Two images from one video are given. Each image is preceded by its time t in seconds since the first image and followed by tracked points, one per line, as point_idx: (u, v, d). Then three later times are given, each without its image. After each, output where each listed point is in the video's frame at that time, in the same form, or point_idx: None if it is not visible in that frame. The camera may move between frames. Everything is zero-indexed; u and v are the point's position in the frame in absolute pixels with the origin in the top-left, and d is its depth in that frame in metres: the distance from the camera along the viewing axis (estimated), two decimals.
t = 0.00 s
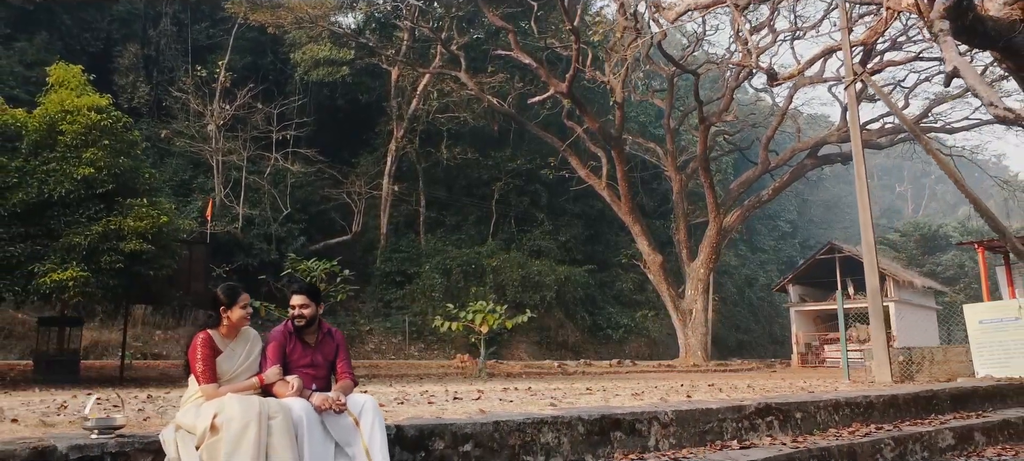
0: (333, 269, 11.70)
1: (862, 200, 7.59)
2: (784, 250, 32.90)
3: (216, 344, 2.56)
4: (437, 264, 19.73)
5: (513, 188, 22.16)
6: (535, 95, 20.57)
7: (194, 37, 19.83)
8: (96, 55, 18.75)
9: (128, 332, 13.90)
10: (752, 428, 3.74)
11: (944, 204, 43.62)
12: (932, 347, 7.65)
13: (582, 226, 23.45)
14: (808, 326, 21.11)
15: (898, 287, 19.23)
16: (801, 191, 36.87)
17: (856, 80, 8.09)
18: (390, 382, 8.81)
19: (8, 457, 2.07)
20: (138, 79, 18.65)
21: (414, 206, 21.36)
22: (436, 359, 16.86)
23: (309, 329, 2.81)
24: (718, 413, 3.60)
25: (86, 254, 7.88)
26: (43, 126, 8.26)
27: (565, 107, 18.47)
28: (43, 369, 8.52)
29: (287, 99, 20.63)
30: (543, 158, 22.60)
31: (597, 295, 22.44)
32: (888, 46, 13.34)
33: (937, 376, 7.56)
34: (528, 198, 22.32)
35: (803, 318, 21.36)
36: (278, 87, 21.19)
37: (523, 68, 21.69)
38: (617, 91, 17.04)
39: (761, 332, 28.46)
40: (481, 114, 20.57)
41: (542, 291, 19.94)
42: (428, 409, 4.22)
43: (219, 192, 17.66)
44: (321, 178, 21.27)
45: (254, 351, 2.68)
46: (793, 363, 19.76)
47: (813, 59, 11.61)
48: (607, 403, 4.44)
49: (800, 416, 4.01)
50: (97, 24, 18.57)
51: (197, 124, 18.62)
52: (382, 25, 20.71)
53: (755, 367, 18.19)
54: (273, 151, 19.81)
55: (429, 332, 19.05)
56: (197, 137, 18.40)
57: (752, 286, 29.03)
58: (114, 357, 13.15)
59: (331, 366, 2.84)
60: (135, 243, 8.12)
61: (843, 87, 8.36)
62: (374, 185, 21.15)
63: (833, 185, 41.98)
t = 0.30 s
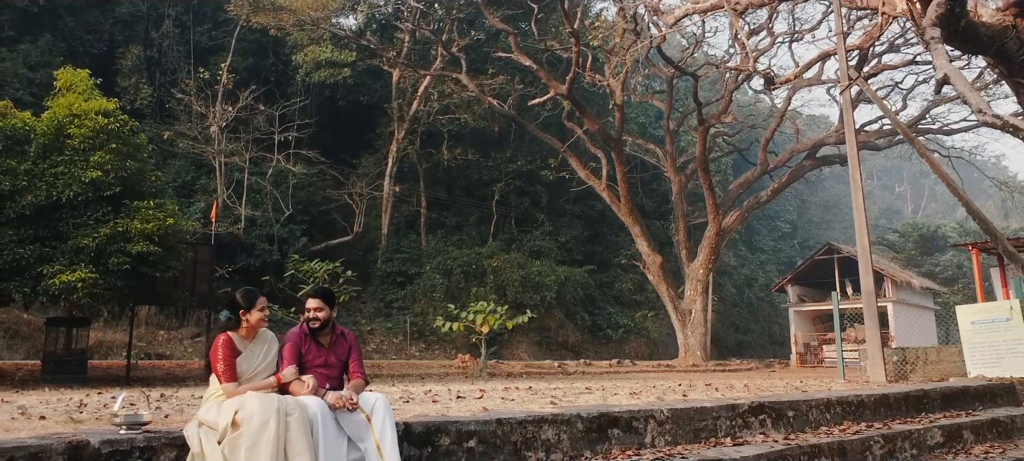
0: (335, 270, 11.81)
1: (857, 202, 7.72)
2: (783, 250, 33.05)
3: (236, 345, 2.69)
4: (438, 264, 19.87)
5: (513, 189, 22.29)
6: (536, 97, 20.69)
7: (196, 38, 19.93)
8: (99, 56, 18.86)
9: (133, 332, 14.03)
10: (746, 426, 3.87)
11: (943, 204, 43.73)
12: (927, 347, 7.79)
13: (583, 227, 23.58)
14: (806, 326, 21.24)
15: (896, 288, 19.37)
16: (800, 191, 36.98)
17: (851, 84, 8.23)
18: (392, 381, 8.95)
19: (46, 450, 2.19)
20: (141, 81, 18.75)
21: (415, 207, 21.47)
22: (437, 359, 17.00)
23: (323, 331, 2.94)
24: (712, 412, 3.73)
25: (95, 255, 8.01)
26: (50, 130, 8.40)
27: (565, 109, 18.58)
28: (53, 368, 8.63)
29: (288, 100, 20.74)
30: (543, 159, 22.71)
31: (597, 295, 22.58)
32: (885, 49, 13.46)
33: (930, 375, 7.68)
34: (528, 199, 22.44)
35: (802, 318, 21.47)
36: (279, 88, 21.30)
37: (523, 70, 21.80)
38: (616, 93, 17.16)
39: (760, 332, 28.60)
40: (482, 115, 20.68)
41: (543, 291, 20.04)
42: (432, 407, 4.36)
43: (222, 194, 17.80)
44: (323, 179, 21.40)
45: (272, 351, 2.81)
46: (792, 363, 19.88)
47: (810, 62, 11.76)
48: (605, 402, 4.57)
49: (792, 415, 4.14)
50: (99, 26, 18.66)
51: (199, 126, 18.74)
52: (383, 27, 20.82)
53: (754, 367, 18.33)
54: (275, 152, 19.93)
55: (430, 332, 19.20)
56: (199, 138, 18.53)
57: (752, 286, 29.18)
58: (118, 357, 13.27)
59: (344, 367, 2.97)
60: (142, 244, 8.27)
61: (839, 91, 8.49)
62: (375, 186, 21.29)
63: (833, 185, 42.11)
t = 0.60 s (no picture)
0: (338, 271, 11.94)
1: (852, 205, 7.84)
2: (783, 250, 33.18)
3: (254, 346, 2.82)
4: (439, 265, 20.01)
5: (514, 190, 22.41)
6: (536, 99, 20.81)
7: (198, 40, 20.03)
8: (102, 58, 18.97)
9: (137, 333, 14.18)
10: (739, 424, 4.01)
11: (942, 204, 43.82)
12: (920, 347, 7.89)
13: (582, 228, 23.72)
14: (805, 326, 21.37)
15: (894, 289, 19.50)
16: (800, 192, 37.11)
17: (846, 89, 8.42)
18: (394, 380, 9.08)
19: (78, 445, 2.31)
20: (143, 83, 18.85)
21: (416, 208, 21.59)
22: (438, 359, 17.14)
23: (336, 333, 3.08)
24: (707, 411, 3.87)
25: (102, 257, 8.16)
26: (59, 134, 8.53)
27: (565, 111, 18.73)
28: (61, 367, 8.83)
29: (290, 102, 20.86)
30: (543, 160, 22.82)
31: (597, 296, 22.73)
32: (883, 51, 13.57)
33: (923, 375, 7.82)
34: (528, 200, 22.57)
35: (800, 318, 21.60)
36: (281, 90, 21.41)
37: (524, 71, 21.90)
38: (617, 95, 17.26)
39: (759, 332, 28.74)
40: (483, 116, 20.81)
41: (543, 291, 20.14)
42: (437, 405, 4.50)
43: (225, 195, 17.95)
44: (324, 180, 21.53)
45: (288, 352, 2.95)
46: (791, 363, 20.01)
47: (807, 67, 11.90)
48: (604, 402, 4.71)
49: (785, 413, 4.28)
50: (102, 28, 18.77)
51: (202, 127, 18.86)
52: (384, 29, 20.94)
53: (753, 367, 18.48)
54: (277, 153, 20.06)
55: (431, 332, 19.34)
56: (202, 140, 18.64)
57: (751, 287, 29.33)
58: (123, 357, 13.40)
59: (355, 367, 3.11)
60: (149, 246, 8.42)
61: (834, 96, 8.65)
62: (376, 187, 21.42)
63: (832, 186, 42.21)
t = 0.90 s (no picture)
0: (340, 273, 12.05)
1: (847, 208, 7.97)
2: (782, 251, 33.30)
3: (270, 348, 2.96)
4: (440, 265, 20.13)
5: (514, 191, 22.52)
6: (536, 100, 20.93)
7: (201, 42, 20.14)
8: (105, 60, 19.10)
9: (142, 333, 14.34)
10: (734, 423, 4.15)
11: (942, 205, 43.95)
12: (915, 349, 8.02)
13: (582, 228, 23.85)
14: (804, 327, 21.50)
15: (893, 289, 19.63)
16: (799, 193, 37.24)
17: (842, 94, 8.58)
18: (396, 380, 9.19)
19: (107, 441, 2.44)
20: (146, 84, 18.94)
21: (417, 209, 21.72)
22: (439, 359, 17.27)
23: (348, 336, 3.22)
24: (703, 410, 4.01)
25: (110, 259, 8.30)
26: (67, 138, 8.67)
27: (565, 113, 18.87)
28: (69, 368, 8.97)
29: (292, 104, 20.99)
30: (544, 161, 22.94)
31: (597, 296, 22.85)
32: (881, 53, 13.66)
33: (918, 375, 7.95)
34: (529, 201, 22.70)
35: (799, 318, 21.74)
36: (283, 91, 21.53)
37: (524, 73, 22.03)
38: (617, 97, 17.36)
39: (759, 332, 28.87)
40: (483, 118, 20.94)
41: (543, 292, 20.23)
42: (440, 405, 4.63)
43: (227, 196, 18.07)
44: (326, 181, 21.65)
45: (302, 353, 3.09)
46: (790, 363, 20.13)
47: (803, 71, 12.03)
48: (603, 401, 4.85)
49: (778, 412, 4.41)
50: (105, 30, 18.89)
51: (204, 129, 18.98)
52: (386, 31, 21.08)
53: (752, 367, 18.61)
54: (279, 155, 20.19)
55: (432, 332, 19.47)
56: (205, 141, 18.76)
57: (750, 287, 29.46)
58: (127, 357, 13.55)
59: (365, 368, 3.24)
60: (156, 248, 8.52)
61: (829, 101, 8.79)
62: (378, 188, 21.54)
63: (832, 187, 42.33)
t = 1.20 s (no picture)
0: (342, 274, 12.16)
1: (842, 211, 8.10)
2: (781, 251, 33.44)
3: (285, 350, 3.09)
4: (440, 266, 20.24)
5: (515, 192, 22.64)
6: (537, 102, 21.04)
7: (203, 44, 20.23)
8: (108, 63, 19.23)
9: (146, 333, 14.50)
10: (727, 421, 4.28)
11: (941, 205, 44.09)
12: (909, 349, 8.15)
13: (582, 229, 23.98)
14: (802, 327, 21.63)
15: (891, 290, 19.75)
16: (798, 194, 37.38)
17: (836, 100, 8.75)
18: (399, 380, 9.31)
19: (133, 438, 2.57)
20: (148, 86, 19.02)
21: (417, 211, 21.84)
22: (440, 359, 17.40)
23: (357, 338, 3.36)
24: (697, 409, 4.15)
25: (118, 261, 8.41)
26: (74, 141, 8.80)
27: (565, 114, 19.01)
28: (78, 369, 9.13)
29: (294, 106, 21.12)
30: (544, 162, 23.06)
31: (597, 297, 23.00)
32: (878, 55, 13.77)
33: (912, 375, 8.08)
34: (529, 202, 22.83)
35: (798, 319, 21.88)
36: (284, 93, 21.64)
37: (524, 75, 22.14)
38: (616, 99, 17.46)
39: (758, 333, 29.01)
40: (483, 119, 21.05)
41: (543, 293, 20.34)
42: (443, 403, 4.77)
43: (229, 197, 18.19)
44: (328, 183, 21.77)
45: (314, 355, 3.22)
46: (788, 363, 20.27)
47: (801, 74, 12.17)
48: (602, 401, 4.98)
49: (771, 411, 4.54)
50: (108, 32, 19.06)
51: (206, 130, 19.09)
52: (386, 33, 21.20)
53: (750, 367, 18.77)
54: (280, 156, 20.31)
55: (433, 333, 19.61)
56: (207, 143, 18.88)
57: (749, 288, 29.62)
58: (132, 358, 13.70)
59: (373, 368, 3.38)
60: (162, 251, 8.67)
61: (825, 105, 8.93)
62: (379, 189, 21.67)
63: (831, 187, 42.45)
